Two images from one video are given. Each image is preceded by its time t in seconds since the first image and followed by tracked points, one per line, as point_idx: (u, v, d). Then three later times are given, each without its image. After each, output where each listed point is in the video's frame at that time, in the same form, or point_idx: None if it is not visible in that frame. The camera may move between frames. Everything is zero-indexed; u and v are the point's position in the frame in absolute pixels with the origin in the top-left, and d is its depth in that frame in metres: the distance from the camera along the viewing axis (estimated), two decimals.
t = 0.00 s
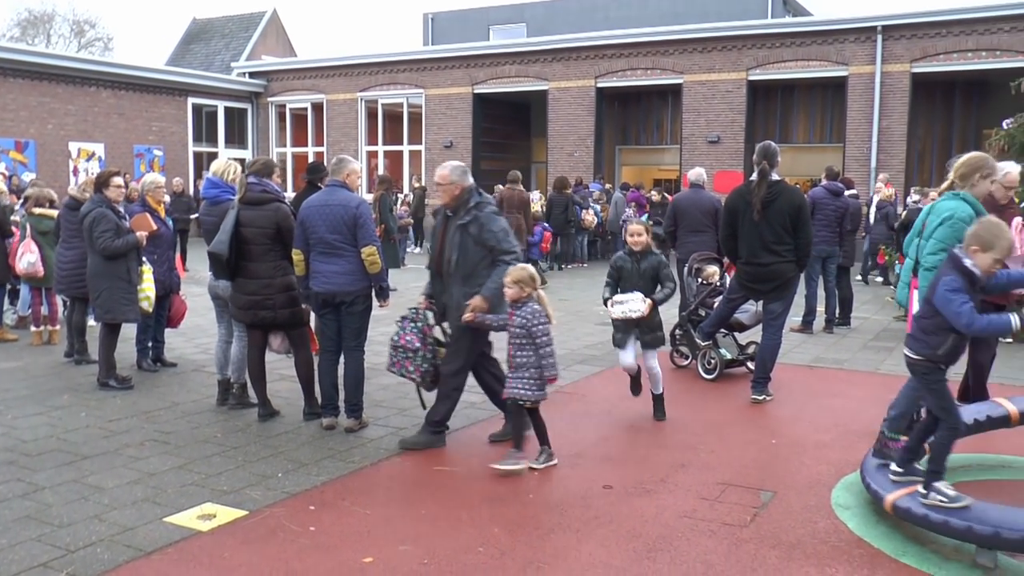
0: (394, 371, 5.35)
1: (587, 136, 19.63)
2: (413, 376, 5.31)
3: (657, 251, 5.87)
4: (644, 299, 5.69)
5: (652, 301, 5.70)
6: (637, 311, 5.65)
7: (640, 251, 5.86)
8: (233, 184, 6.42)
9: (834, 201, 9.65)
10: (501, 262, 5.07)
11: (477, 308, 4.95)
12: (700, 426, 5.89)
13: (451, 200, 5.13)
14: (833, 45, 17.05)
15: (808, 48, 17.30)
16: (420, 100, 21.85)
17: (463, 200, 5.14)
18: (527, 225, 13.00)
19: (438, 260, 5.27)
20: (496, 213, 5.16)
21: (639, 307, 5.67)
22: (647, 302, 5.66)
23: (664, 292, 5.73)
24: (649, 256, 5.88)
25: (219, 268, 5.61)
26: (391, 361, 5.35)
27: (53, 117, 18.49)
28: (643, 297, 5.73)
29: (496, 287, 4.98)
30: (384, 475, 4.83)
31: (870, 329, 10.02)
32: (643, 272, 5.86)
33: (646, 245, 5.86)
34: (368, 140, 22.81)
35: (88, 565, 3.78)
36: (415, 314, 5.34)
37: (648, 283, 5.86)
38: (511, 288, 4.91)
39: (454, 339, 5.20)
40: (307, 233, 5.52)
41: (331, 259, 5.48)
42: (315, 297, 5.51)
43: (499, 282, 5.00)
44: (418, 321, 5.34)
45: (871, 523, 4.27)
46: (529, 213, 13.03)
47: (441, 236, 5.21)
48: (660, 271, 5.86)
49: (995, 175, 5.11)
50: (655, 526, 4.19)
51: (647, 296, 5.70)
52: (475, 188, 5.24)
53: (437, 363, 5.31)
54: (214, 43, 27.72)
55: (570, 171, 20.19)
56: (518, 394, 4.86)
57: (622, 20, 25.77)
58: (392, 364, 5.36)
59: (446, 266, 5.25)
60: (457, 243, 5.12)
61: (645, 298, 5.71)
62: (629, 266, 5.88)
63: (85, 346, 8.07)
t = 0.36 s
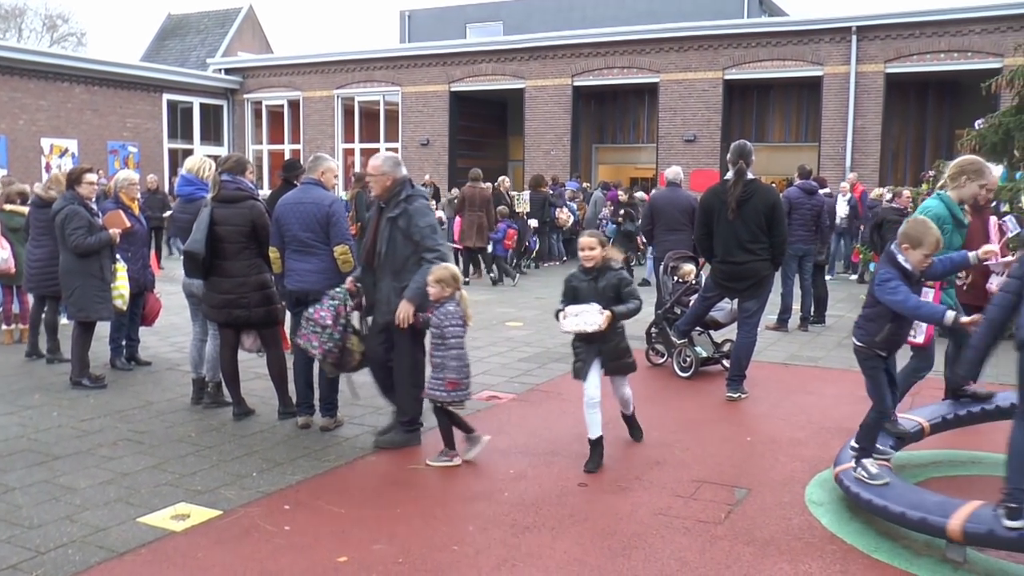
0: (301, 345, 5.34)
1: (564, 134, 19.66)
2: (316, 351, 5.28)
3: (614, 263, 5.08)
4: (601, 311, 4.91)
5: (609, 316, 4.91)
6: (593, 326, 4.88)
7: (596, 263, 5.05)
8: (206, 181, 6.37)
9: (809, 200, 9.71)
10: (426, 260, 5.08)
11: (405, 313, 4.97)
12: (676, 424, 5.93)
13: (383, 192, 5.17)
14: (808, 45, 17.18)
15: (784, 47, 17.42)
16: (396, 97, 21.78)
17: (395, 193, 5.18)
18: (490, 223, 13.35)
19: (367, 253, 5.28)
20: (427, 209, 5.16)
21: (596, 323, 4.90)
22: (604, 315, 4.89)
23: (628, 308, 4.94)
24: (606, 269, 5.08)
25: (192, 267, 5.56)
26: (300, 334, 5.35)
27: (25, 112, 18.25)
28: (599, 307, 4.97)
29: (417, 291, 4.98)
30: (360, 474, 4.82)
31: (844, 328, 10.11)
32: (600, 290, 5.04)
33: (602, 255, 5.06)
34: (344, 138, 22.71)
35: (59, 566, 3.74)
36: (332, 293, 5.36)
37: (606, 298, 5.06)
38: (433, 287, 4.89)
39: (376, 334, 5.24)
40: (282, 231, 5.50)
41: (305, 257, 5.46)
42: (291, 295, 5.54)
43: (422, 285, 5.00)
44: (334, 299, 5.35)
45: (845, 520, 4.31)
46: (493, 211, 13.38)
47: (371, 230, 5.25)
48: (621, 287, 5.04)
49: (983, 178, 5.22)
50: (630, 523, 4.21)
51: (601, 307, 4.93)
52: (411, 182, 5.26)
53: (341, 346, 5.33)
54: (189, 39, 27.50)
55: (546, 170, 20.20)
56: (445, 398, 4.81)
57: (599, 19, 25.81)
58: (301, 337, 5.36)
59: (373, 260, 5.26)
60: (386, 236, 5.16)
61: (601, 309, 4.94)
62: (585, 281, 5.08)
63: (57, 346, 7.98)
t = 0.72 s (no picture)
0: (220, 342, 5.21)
1: (541, 135, 19.69)
2: (235, 349, 5.14)
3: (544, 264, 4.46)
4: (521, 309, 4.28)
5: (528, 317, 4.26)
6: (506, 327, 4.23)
7: (521, 265, 4.44)
8: (181, 181, 6.32)
9: (786, 201, 9.78)
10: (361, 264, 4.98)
11: (347, 316, 4.84)
12: (651, 424, 5.96)
13: (314, 196, 5.06)
14: (784, 47, 17.30)
15: (760, 49, 17.54)
16: (373, 97, 21.74)
17: (325, 195, 5.07)
18: (459, 223, 13.89)
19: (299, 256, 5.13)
20: (360, 210, 5.06)
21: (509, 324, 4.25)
22: (522, 313, 4.25)
23: (550, 314, 4.31)
24: (532, 272, 4.46)
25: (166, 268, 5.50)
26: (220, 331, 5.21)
27: None
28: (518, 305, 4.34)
29: (358, 297, 4.85)
30: (335, 475, 4.81)
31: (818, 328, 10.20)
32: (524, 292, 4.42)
33: (529, 256, 4.44)
34: (321, 137, 22.63)
35: (30, 571, 3.70)
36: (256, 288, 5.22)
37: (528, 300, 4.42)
38: (371, 286, 4.79)
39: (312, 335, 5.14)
40: (257, 231, 5.53)
41: (280, 257, 5.49)
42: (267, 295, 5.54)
43: (363, 290, 4.87)
44: (255, 295, 5.22)
45: (818, 519, 4.35)
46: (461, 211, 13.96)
47: (303, 233, 5.13)
48: (545, 293, 4.40)
49: (1010, 161, 5.05)
50: (605, 523, 4.23)
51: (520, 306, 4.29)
52: (341, 182, 5.16)
53: (261, 343, 5.19)
54: (165, 38, 27.28)
55: (523, 170, 20.22)
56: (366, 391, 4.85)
57: (576, 20, 25.86)
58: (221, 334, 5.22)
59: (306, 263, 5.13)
60: (318, 238, 5.02)
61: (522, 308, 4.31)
62: (509, 283, 4.48)
63: (28, 347, 7.89)
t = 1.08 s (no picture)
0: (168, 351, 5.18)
1: (517, 136, 19.71)
2: (186, 356, 5.14)
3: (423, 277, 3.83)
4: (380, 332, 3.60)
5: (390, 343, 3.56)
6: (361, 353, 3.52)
7: (393, 282, 3.78)
8: (156, 181, 6.27)
9: (764, 203, 9.83)
10: (296, 259, 5.01)
11: (277, 305, 4.89)
12: (627, 424, 5.99)
13: (250, 192, 5.05)
14: (759, 49, 17.42)
15: (736, 51, 17.66)
16: (350, 98, 21.66)
17: (260, 190, 5.07)
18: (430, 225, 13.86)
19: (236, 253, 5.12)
20: (297, 205, 5.10)
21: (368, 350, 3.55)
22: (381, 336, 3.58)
23: (425, 345, 3.66)
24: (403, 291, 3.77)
25: (139, 268, 5.49)
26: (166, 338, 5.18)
27: None
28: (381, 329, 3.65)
29: (291, 287, 4.92)
30: (310, 478, 4.79)
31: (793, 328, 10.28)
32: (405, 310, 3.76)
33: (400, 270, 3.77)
34: (297, 138, 22.52)
35: None
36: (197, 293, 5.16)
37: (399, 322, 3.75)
38: (315, 295, 4.74)
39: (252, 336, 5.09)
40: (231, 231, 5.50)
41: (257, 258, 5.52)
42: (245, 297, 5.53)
43: (296, 282, 4.94)
44: (197, 299, 5.17)
45: (793, 518, 4.38)
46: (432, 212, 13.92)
47: (236, 227, 5.13)
48: (419, 319, 3.74)
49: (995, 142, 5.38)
50: (581, 524, 4.25)
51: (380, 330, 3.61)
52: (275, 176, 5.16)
53: (212, 345, 5.20)
54: (139, 36, 26.99)
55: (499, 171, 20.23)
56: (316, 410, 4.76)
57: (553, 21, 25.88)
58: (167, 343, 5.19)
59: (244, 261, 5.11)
60: (253, 232, 5.04)
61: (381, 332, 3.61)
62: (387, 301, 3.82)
63: None
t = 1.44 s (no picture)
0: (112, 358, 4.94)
1: (494, 137, 19.72)
2: (133, 362, 4.92)
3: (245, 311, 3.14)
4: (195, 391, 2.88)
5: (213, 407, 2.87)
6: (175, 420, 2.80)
7: (207, 323, 3.07)
8: (132, 182, 6.24)
9: (740, 202, 9.90)
10: (240, 263, 4.89)
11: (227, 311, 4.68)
12: (606, 424, 6.01)
13: (189, 198, 4.87)
14: (736, 51, 17.54)
15: (713, 53, 17.78)
16: (327, 98, 21.58)
17: (200, 196, 4.91)
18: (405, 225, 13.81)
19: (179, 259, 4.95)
20: (238, 209, 4.95)
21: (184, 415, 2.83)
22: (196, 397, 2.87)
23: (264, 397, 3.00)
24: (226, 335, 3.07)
25: (119, 269, 5.50)
26: (110, 344, 4.95)
27: None
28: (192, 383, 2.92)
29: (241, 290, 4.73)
30: (289, 479, 4.77)
31: (769, 329, 10.35)
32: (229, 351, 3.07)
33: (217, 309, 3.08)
34: (274, 139, 22.41)
35: None
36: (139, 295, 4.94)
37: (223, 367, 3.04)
38: (263, 302, 4.63)
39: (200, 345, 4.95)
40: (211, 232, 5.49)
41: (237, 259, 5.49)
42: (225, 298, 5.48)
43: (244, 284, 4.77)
44: (141, 303, 4.95)
45: (769, 517, 4.41)
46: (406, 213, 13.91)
47: (179, 235, 4.99)
48: (245, 368, 3.03)
49: None
50: (558, 524, 4.25)
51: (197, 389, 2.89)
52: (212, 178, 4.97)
53: (159, 350, 4.98)
54: (114, 36, 26.76)
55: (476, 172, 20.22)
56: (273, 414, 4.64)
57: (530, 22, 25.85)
58: (111, 349, 4.96)
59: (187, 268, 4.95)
60: (195, 240, 4.90)
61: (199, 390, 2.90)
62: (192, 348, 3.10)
63: None
